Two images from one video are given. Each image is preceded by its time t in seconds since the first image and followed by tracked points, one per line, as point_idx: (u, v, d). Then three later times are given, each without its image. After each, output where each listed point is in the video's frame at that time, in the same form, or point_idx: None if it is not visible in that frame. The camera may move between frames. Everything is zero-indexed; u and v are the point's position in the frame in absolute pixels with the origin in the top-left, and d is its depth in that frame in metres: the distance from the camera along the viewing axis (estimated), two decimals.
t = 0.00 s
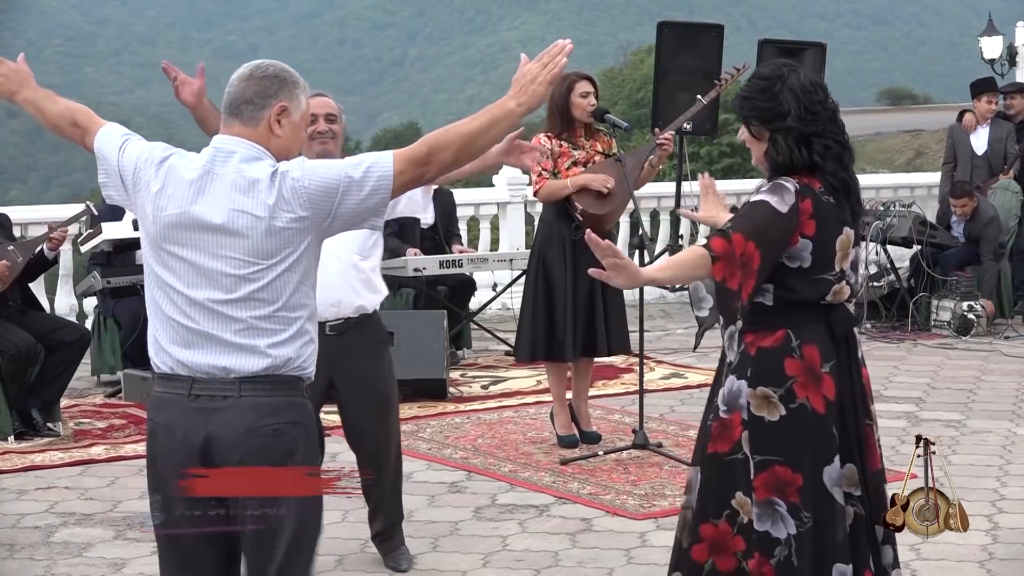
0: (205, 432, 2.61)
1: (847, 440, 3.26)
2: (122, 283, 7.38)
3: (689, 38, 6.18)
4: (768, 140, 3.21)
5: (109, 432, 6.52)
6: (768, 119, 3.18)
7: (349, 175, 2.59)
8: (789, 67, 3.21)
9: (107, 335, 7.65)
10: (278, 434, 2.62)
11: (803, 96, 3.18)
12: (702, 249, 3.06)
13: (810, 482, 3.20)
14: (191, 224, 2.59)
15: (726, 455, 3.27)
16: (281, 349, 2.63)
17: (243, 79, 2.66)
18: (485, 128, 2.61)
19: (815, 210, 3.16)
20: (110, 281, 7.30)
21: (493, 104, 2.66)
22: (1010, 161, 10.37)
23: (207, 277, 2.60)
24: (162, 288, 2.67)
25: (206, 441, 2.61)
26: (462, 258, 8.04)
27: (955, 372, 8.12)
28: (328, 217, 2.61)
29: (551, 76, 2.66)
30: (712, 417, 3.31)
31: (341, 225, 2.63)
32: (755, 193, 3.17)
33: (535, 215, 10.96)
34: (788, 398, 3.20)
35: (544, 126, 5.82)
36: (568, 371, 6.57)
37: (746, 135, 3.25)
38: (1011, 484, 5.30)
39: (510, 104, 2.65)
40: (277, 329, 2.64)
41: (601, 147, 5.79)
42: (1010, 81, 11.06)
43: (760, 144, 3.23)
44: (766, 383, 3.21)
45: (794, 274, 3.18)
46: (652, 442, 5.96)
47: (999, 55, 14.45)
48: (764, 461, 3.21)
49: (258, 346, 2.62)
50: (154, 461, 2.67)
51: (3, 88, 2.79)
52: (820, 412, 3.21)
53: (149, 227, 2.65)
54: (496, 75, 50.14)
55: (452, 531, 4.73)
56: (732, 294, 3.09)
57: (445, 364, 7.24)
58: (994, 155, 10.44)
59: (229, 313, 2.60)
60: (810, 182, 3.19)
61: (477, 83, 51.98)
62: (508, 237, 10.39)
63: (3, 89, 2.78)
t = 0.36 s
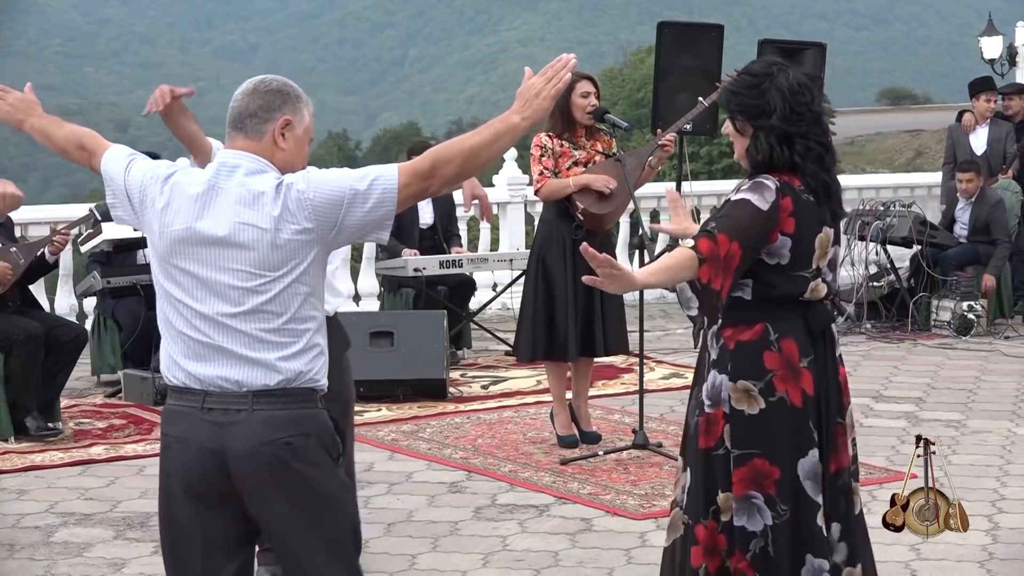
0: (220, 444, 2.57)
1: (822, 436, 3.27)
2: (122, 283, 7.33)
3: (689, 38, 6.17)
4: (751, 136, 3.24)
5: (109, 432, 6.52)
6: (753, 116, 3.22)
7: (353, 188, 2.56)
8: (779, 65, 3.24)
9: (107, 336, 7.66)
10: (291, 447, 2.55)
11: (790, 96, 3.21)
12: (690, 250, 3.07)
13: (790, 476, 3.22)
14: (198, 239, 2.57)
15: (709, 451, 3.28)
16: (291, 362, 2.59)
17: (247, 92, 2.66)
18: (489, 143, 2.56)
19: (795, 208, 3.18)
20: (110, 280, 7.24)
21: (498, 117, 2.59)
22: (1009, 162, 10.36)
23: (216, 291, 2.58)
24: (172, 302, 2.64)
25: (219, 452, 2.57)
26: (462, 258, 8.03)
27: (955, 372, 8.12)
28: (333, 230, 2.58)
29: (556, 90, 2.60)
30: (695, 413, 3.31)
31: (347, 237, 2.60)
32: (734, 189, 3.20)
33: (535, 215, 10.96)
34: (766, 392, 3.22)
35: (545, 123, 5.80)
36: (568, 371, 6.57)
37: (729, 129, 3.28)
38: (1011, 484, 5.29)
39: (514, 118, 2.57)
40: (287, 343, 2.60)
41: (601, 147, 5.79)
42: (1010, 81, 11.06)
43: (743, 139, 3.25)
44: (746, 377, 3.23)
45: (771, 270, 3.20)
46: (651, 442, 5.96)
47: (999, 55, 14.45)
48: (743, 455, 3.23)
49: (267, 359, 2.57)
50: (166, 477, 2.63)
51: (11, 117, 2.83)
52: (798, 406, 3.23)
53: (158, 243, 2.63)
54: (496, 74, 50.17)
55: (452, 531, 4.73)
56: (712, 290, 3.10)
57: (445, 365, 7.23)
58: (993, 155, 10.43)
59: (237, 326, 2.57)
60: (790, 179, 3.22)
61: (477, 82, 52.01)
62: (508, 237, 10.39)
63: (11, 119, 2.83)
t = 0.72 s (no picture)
0: (280, 427, 2.54)
1: (827, 431, 3.30)
2: (122, 283, 7.29)
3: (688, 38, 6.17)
4: (757, 131, 3.25)
5: (110, 433, 6.52)
6: (760, 112, 3.23)
7: (402, 166, 2.57)
8: (784, 63, 3.26)
9: (108, 335, 7.66)
10: (352, 428, 2.54)
11: (797, 93, 3.24)
12: (696, 231, 3.09)
13: (794, 470, 3.24)
14: (255, 224, 2.53)
15: (713, 447, 3.27)
16: (351, 343, 2.58)
17: (286, 78, 2.59)
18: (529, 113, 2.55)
19: (799, 201, 3.22)
20: (110, 280, 7.23)
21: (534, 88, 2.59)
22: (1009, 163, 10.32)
23: (274, 276, 2.54)
24: (224, 289, 2.60)
25: (279, 436, 2.54)
26: (462, 258, 8.03)
27: (955, 372, 8.13)
28: (386, 208, 2.59)
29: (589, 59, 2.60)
30: (700, 410, 3.32)
31: (399, 214, 2.62)
32: (740, 183, 3.22)
33: (536, 216, 10.96)
34: (773, 386, 3.23)
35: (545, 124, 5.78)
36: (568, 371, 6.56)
37: (733, 123, 3.29)
38: (1011, 484, 5.29)
39: (551, 89, 2.58)
40: (346, 324, 2.58)
41: (603, 148, 5.78)
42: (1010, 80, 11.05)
43: (748, 134, 3.27)
44: (752, 372, 3.23)
45: (774, 263, 3.22)
46: (652, 442, 5.96)
47: (999, 55, 14.44)
48: (749, 451, 3.23)
49: (329, 341, 2.56)
50: (219, 466, 2.60)
51: (27, 110, 2.74)
52: (805, 401, 3.24)
53: (208, 231, 2.58)
54: (495, 75, 50.18)
55: (452, 531, 4.73)
56: (715, 275, 3.12)
57: (445, 365, 7.23)
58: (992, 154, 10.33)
59: (297, 310, 2.55)
60: (794, 174, 3.25)
61: (476, 82, 52.03)
62: (508, 237, 10.39)
63: (28, 111, 2.74)
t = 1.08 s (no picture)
0: (309, 428, 2.59)
1: (803, 435, 3.34)
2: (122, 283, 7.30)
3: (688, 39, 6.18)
4: (758, 136, 3.29)
5: (109, 432, 6.52)
6: (762, 117, 3.27)
7: (433, 167, 2.64)
8: (790, 70, 3.31)
9: (108, 335, 7.65)
10: (382, 428, 2.61)
11: (801, 102, 3.30)
12: (694, 239, 3.13)
13: (769, 473, 3.28)
14: (287, 225, 2.58)
15: (692, 446, 3.32)
16: (381, 344, 2.63)
17: (317, 80, 2.65)
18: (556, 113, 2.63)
19: (789, 206, 3.25)
20: (110, 280, 7.24)
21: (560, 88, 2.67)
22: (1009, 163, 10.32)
23: (304, 277, 2.59)
24: (253, 292, 2.65)
25: (309, 438, 2.59)
26: (462, 258, 8.04)
27: (955, 372, 8.12)
28: (413, 210, 2.66)
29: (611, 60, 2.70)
30: (685, 408, 3.36)
31: (425, 216, 2.68)
32: (731, 187, 3.25)
33: (536, 215, 10.96)
34: (753, 387, 3.26)
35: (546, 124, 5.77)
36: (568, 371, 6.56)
37: (733, 126, 3.32)
38: (1010, 484, 5.29)
39: (579, 87, 2.65)
40: (375, 325, 2.64)
41: (603, 148, 5.76)
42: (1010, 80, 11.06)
43: (748, 138, 3.30)
44: (733, 372, 3.27)
45: (760, 266, 3.25)
46: (651, 442, 5.96)
47: (999, 55, 14.44)
48: (726, 451, 3.26)
49: (360, 341, 2.61)
50: (246, 467, 2.65)
51: (55, 116, 2.72)
52: (783, 403, 3.28)
53: (239, 233, 2.63)
54: (495, 75, 50.18)
55: (452, 531, 4.73)
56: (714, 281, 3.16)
57: (444, 365, 7.23)
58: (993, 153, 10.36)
59: (327, 311, 2.60)
60: (786, 180, 3.29)
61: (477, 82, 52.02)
62: (508, 237, 10.39)
63: (55, 117, 2.72)
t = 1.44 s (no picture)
0: (349, 424, 2.59)
1: (815, 423, 3.34)
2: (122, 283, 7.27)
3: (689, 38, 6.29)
4: (772, 128, 3.31)
5: (109, 432, 6.52)
6: (777, 109, 3.29)
7: (468, 159, 2.66)
8: (808, 65, 3.32)
9: (107, 335, 7.65)
10: (421, 424, 2.61)
11: (815, 97, 3.30)
12: (703, 211, 3.14)
13: (778, 461, 3.28)
14: (326, 219, 2.57)
15: (703, 435, 3.33)
16: (420, 338, 2.64)
17: (347, 74, 2.65)
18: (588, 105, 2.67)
19: (802, 198, 3.26)
20: (110, 280, 7.21)
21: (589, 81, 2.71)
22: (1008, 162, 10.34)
23: (343, 271, 2.58)
24: (288, 285, 2.63)
25: (348, 434, 2.59)
26: (462, 258, 8.04)
27: (955, 372, 8.12)
28: (448, 204, 2.67)
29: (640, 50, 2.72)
30: (697, 397, 3.38)
31: (458, 209, 2.70)
32: (749, 174, 3.27)
33: (536, 215, 10.97)
34: (766, 376, 3.27)
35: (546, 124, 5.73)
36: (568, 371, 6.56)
37: (748, 116, 3.33)
38: (1011, 484, 5.29)
39: (608, 81, 2.70)
40: (413, 320, 2.64)
41: (603, 148, 5.74)
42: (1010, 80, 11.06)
43: (762, 129, 3.31)
44: (746, 362, 3.27)
45: (773, 257, 3.26)
46: (651, 442, 5.96)
47: (999, 55, 14.44)
48: (737, 440, 3.28)
49: (401, 336, 2.61)
50: (284, 464, 2.64)
51: (77, 106, 2.75)
52: (796, 393, 3.29)
53: (276, 228, 2.61)
54: (495, 75, 50.17)
55: (452, 532, 4.73)
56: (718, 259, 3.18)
57: (444, 365, 7.23)
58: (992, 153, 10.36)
59: (367, 305, 2.59)
60: (798, 172, 3.30)
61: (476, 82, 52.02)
62: (508, 237, 10.39)
63: (77, 107, 2.75)
